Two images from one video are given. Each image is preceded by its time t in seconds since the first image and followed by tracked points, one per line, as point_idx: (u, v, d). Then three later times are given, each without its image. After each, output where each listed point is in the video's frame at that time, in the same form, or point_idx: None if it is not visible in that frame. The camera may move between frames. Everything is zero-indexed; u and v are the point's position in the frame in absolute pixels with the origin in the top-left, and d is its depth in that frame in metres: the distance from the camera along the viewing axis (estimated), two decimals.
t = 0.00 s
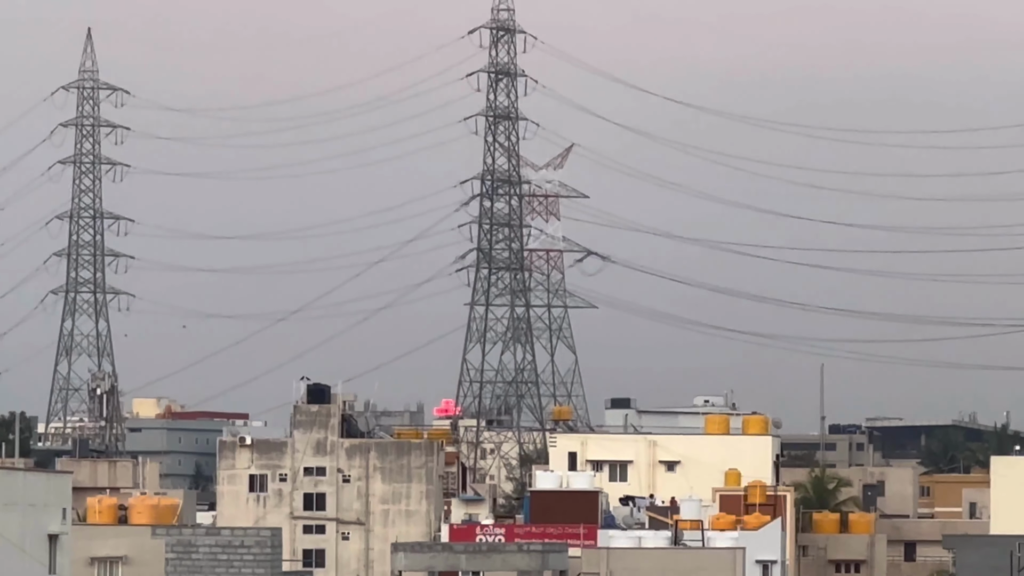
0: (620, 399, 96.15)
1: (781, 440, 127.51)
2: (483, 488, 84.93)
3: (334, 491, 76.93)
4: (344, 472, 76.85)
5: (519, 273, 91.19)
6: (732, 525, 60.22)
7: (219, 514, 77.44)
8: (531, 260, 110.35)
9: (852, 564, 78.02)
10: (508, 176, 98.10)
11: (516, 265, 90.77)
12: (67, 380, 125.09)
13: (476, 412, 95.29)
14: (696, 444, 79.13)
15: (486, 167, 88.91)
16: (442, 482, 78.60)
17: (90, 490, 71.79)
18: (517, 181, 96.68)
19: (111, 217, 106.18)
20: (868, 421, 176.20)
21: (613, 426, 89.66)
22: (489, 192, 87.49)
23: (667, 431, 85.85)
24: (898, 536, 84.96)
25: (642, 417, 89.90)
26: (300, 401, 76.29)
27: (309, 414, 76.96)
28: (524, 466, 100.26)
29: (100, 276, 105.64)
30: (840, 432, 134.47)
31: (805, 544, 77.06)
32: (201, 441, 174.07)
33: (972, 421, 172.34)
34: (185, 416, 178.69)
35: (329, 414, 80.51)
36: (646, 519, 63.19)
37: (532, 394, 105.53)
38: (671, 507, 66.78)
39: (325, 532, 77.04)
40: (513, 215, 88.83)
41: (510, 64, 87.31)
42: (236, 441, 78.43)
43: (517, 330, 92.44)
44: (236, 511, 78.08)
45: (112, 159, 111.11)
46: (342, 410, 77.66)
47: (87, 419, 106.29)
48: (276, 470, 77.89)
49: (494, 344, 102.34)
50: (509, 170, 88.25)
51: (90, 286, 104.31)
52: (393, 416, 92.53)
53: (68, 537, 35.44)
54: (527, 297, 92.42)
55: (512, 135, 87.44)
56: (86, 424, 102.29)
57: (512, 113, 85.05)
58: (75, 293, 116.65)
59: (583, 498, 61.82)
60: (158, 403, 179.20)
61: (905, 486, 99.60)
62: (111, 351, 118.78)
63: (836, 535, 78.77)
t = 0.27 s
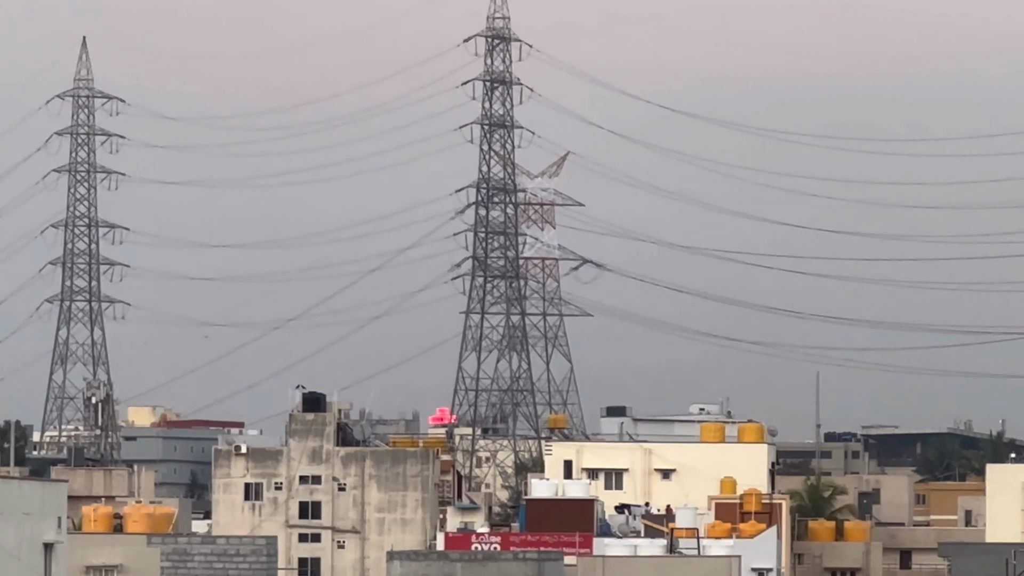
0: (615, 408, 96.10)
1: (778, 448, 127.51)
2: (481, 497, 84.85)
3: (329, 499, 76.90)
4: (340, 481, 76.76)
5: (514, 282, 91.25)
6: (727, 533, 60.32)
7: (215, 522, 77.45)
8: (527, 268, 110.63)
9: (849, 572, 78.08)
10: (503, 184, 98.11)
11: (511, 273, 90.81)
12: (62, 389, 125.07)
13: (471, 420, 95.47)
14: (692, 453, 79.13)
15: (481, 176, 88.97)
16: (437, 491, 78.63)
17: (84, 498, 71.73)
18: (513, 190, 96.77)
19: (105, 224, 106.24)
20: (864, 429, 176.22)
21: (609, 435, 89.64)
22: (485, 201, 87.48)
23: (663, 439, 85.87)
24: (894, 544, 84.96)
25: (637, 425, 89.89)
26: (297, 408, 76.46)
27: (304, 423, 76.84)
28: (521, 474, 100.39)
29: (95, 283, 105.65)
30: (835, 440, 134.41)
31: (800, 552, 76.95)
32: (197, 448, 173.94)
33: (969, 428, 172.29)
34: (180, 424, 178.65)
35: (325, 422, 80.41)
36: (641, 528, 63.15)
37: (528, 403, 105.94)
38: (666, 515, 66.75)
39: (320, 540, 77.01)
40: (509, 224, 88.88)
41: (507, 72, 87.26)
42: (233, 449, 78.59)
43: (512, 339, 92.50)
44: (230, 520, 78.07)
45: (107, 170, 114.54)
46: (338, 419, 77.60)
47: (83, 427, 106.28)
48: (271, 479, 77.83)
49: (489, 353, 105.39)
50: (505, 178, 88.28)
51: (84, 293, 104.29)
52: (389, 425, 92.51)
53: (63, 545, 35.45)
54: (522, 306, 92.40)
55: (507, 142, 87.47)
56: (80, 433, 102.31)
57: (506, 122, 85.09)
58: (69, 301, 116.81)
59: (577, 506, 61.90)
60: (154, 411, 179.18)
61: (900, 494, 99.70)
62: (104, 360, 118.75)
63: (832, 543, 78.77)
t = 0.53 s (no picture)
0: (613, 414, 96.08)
1: (776, 453, 127.48)
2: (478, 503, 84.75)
3: (327, 505, 76.88)
4: (338, 486, 76.77)
5: (512, 287, 91.26)
6: (725, 537, 60.24)
7: (213, 528, 77.55)
8: (525, 273, 110.71)
9: None
10: (501, 189, 98.14)
11: (509, 278, 90.82)
12: (60, 394, 125.15)
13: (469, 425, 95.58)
14: (690, 458, 79.00)
15: (479, 181, 88.99)
16: (436, 496, 78.34)
17: (82, 504, 71.72)
18: (510, 195, 96.77)
19: (102, 230, 106.34)
20: (863, 434, 176.12)
21: (607, 440, 89.66)
22: (482, 205, 87.48)
23: (661, 444, 85.89)
24: (891, 549, 84.94)
25: (635, 431, 89.91)
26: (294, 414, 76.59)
27: (301, 428, 76.89)
28: (519, 479, 100.35)
29: (93, 288, 105.73)
30: (832, 445, 134.41)
31: (799, 556, 76.46)
32: (195, 454, 173.91)
33: (967, 432, 172.16)
34: (177, 429, 178.71)
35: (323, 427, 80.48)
36: (640, 532, 63.14)
37: (525, 409, 105.84)
38: (664, 520, 66.76)
39: (319, 545, 77.16)
40: (506, 229, 88.90)
41: (505, 77, 87.30)
42: (228, 454, 78.07)
43: (510, 344, 92.47)
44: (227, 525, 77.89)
45: (104, 176, 114.61)
46: (336, 424, 77.70)
47: (80, 432, 106.35)
48: (269, 484, 77.94)
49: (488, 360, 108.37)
50: (502, 183, 88.30)
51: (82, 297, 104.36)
52: (388, 431, 92.45)
53: (61, 549, 35.48)
54: (520, 311, 92.40)
55: (505, 147, 87.48)
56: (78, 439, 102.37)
57: (504, 127, 85.11)
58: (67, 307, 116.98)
59: (574, 512, 61.88)
60: (151, 416, 179.23)
61: (898, 498, 99.73)
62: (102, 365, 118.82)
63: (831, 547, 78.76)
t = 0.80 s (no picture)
0: (613, 415, 96.08)
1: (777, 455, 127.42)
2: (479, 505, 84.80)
3: (327, 507, 76.85)
4: (338, 488, 76.82)
5: (512, 288, 91.25)
6: (726, 539, 60.21)
7: (214, 530, 77.54)
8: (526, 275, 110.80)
9: None
10: (501, 190, 98.16)
11: (509, 280, 90.82)
12: (60, 395, 125.30)
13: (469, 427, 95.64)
14: (690, 459, 79.02)
15: (479, 182, 88.99)
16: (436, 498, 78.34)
17: (82, 506, 71.70)
18: (510, 197, 96.77)
19: (102, 231, 106.43)
20: (865, 435, 176.02)
21: (607, 442, 89.67)
22: (482, 207, 87.48)
23: (661, 446, 85.90)
24: (892, 551, 84.86)
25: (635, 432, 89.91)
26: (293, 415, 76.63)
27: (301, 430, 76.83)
28: (520, 481, 100.46)
29: (93, 289, 105.82)
30: (834, 447, 134.36)
31: (799, 558, 76.30)
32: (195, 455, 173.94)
33: (970, 434, 172.02)
34: (176, 431, 178.69)
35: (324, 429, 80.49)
36: (639, 534, 63.17)
37: (524, 410, 105.91)
38: (665, 522, 66.72)
39: (319, 547, 77.16)
40: (506, 230, 88.88)
41: (505, 78, 87.28)
42: (229, 457, 78.23)
43: (510, 345, 92.46)
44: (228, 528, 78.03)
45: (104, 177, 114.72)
46: (336, 426, 77.72)
47: (79, 434, 106.43)
48: (269, 486, 77.95)
49: (488, 361, 110.57)
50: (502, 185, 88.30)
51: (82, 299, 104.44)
52: (388, 433, 92.46)
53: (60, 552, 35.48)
54: (520, 313, 92.41)
55: (505, 148, 87.46)
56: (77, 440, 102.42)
57: (504, 129, 85.09)
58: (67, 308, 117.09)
59: (574, 513, 61.91)
60: (150, 418, 179.24)
61: (898, 500, 99.67)
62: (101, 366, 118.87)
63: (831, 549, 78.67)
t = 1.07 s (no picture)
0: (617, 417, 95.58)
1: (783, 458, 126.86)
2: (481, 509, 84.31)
3: (326, 510, 76.27)
4: (338, 491, 76.31)
5: (513, 289, 90.78)
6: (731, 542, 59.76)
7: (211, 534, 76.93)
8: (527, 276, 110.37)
9: None
10: (503, 189, 97.70)
11: (510, 280, 90.34)
12: (55, 398, 124.79)
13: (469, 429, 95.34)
14: (694, 462, 78.73)
15: (481, 181, 88.50)
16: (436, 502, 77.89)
17: (78, 510, 71.12)
18: (512, 196, 96.28)
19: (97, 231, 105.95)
20: (871, 438, 175.34)
21: (611, 444, 89.25)
22: (483, 205, 87.00)
23: (665, 448, 85.46)
24: (900, 554, 84.39)
25: (639, 434, 89.47)
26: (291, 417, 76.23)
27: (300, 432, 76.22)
28: (521, 484, 100.06)
29: (88, 291, 105.41)
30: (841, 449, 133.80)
31: (804, 563, 76.03)
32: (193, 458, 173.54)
33: (977, 437, 171.25)
34: (174, 434, 178.24)
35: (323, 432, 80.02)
36: (643, 538, 62.69)
37: (527, 412, 105.41)
38: (669, 526, 66.22)
39: (319, 551, 76.45)
40: (507, 230, 88.40)
41: (506, 76, 86.78)
42: (227, 459, 77.73)
43: (512, 346, 92.00)
44: (226, 532, 77.61)
45: (100, 177, 114.35)
46: (335, 428, 77.21)
47: (75, 437, 106.01)
48: (267, 489, 77.45)
49: (491, 361, 110.75)
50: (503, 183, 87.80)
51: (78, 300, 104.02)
52: (387, 435, 92.00)
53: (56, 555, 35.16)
54: (522, 313, 91.96)
55: (507, 147, 86.97)
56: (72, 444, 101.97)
57: (505, 127, 84.59)
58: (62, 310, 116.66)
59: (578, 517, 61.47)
60: (147, 421, 178.78)
61: (905, 502, 99.20)
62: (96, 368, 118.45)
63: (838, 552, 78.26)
